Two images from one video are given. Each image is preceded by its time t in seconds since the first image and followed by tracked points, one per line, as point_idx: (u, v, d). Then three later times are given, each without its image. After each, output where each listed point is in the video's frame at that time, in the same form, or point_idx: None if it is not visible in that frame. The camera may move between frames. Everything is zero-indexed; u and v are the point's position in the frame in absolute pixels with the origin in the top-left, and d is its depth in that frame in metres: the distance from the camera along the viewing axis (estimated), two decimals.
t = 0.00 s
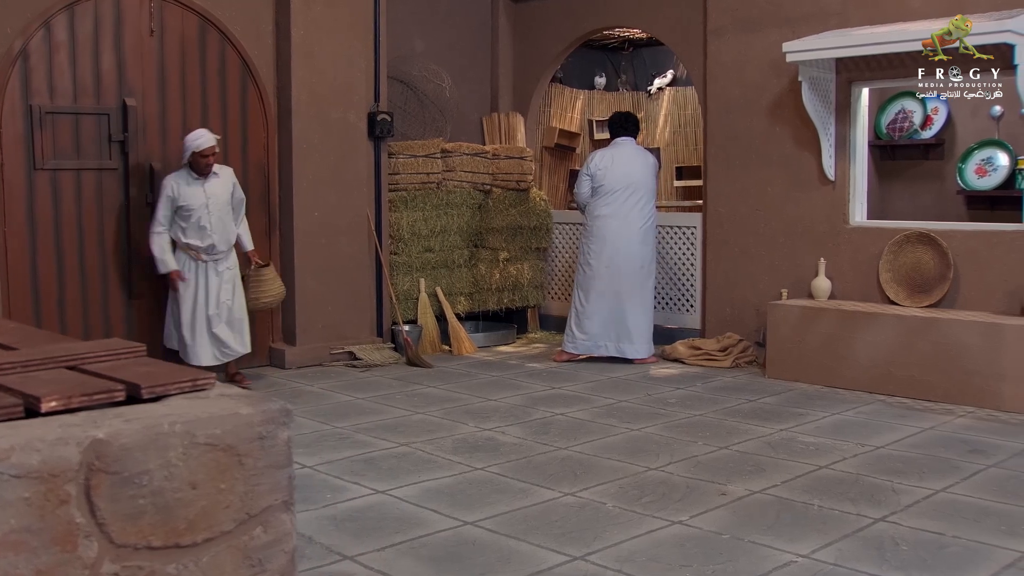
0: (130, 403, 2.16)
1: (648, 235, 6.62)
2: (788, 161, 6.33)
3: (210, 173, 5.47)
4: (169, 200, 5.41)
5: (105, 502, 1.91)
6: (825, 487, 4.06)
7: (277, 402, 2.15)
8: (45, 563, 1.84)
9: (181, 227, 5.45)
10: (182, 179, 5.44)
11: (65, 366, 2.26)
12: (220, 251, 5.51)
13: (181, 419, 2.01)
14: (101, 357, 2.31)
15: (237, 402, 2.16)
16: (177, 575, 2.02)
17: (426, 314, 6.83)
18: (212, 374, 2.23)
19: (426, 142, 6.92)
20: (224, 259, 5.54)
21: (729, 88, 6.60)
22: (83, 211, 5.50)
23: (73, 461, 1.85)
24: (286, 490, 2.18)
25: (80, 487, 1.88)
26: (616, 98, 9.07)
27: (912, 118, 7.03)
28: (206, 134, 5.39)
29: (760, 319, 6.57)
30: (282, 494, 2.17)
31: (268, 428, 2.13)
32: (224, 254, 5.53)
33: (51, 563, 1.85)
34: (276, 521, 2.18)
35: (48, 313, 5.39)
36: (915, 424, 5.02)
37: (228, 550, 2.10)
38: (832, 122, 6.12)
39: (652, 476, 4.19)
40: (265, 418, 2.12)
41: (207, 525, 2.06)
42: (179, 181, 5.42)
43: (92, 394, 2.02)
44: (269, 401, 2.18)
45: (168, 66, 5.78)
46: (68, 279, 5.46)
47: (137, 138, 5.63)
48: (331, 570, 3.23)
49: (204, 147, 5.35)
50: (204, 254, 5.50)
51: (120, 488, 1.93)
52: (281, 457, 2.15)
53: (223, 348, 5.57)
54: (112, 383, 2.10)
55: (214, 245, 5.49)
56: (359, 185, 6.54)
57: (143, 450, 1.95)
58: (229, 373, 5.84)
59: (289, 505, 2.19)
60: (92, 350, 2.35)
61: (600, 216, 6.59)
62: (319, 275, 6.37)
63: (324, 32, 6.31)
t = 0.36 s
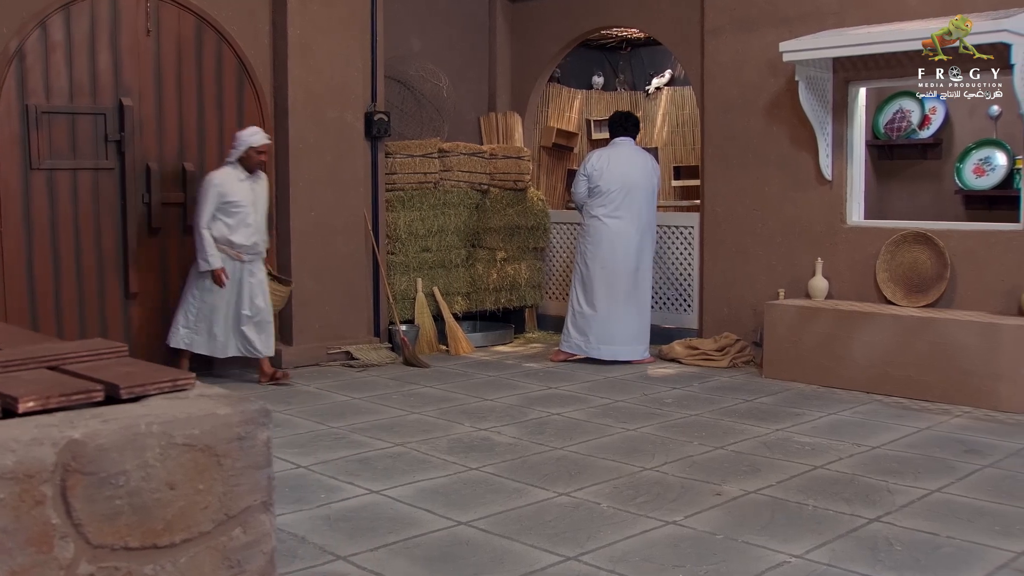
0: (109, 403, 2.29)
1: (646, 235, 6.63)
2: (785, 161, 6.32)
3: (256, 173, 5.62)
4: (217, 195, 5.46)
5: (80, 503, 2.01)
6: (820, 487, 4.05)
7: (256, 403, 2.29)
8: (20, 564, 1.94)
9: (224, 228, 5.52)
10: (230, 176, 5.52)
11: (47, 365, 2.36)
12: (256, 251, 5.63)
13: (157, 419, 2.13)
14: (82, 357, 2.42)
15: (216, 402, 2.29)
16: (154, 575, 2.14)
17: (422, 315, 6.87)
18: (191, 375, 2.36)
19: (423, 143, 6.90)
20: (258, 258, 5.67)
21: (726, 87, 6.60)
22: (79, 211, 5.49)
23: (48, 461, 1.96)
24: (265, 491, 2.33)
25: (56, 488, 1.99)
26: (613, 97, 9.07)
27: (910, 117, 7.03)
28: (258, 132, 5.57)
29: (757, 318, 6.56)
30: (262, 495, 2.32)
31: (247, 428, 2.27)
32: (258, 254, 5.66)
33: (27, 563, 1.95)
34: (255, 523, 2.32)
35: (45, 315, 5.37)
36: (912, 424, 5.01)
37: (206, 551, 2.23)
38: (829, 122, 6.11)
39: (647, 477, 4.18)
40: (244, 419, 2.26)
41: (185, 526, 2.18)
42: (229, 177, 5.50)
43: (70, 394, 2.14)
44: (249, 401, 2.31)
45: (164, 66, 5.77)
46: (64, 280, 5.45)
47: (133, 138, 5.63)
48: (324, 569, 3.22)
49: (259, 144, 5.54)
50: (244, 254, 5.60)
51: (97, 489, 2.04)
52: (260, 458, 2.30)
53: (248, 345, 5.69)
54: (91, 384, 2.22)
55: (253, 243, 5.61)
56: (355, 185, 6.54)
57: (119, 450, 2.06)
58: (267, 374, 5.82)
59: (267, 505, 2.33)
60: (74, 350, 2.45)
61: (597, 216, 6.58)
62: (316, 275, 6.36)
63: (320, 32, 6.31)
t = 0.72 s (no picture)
0: (88, 403, 2.30)
1: (643, 235, 6.61)
2: (782, 161, 6.32)
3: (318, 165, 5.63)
4: (285, 186, 5.43)
5: (57, 503, 2.03)
6: (815, 487, 4.05)
7: (235, 404, 2.31)
8: None
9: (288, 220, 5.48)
10: (296, 168, 5.50)
11: (28, 366, 2.39)
12: (313, 243, 5.61)
13: (135, 420, 2.15)
14: (63, 357, 2.45)
15: (195, 402, 2.31)
16: None
17: (420, 313, 6.84)
18: (172, 375, 2.39)
19: (420, 142, 6.93)
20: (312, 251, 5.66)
21: (723, 87, 6.60)
22: (74, 211, 5.49)
23: (24, 462, 1.97)
24: (244, 491, 2.33)
25: (32, 489, 1.99)
26: (611, 97, 9.08)
27: (907, 117, 7.00)
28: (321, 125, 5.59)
29: (754, 318, 6.55)
30: (241, 495, 2.32)
31: (226, 428, 2.28)
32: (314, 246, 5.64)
33: (3, 564, 1.96)
34: (235, 523, 2.32)
35: (39, 315, 5.37)
36: (908, 424, 5.01)
37: (184, 551, 2.24)
38: (826, 122, 6.10)
39: (642, 477, 4.18)
40: (223, 419, 2.28)
41: (162, 527, 2.19)
42: (296, 169, 5.49)
43: (48, 394, 2.15)
44: (227, 402, 2.33)
45: (160, 66, 5.77)
46: (60, 280, 5.45)
47: (129, 138, 5.63)
48: (316, 569, 3.22)
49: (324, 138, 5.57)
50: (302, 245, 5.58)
51: (73, 490, 2.05)
52: (238, 458, 2.30)
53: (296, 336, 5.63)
54: (70, 384, 2.24)
55: (313, 235, 5.60)
56: (353, 185, 6.53)
57: (96, 451, 2.07)
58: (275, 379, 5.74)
59: (247, 506, 2.34)
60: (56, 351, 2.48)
61: (593, 216, 6.59)
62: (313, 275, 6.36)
63: (317, 31, 6.31)
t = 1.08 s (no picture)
0: (67, 403, 2.30)
1: (640, 235, 6.61)
2: (779, 160, 6.31)
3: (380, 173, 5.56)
4: (354, 203, 5.38)
5: (33, 504, 2.01)
6: (810, 487, 4.04)
7: (214, 403, 2.28)
8: None
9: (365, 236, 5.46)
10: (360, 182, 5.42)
11: (9, 365, 2.41)
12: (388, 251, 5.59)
13: (113, 421, 2.13)
14: (46, 357, 2.46)
15: (174, 402, 2.29)
16: None
17: (416, 314, 6.84)
18: (151, 375, 2.37)
19: (416, 142, 6.91)
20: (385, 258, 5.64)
21: (719, 87, 6.59)
22: (70, 210, 5.48)
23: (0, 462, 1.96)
24: (224, 492, 2.31)
25: (8, 489, 1.98)
26: (609, 97, 9.07)
27: (905, 117, 6.99)
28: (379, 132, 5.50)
29: (751, 318, 6.55)
30: (221, 495, 2.30)
31: (205, 429, 2.26)
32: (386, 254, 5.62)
33: None
34: (215, 524, 2.31)
35: (35, 315, 5.37)
36: (903, 424, 5.00)
37: (162, 552, 2.22)
38: (823, 122, 6.09)
39: (636, 477, 4.17)
40: (201, 419, 2.25)
41: (141, 527, 2.17)
42: (360, 185, 5.41)
43: (26, 395, 2.14)
44: (207, 402, 2.30)
45: (156, 65, 5.77)
46: (55, 279, 5.44)
47: (125, 138, 5.62)
48: (309, 569, 3.22)
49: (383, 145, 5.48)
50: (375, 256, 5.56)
51: (50, 490, 2.03)
52: (218, 458, 2.28)
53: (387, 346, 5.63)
54: (50, 383, 2.23)
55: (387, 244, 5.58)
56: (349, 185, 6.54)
57: (73, 451, 2.06)
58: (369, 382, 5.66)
59: (227, 506, 2.32)
60: (39, 350, 2.49)
61: (588, 217, 6.59)
62: (309, 275, 6.37)
63: (313, 31, 6.30)
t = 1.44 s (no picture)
0: (44, 403, 2.31)
1: (638, 235, 6.60)
2: (775, 160, 6.30)
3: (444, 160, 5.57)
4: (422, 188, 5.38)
5: (7, 505, 2.05)
6: (804, 488, 4.04)
7: (190, 404, 2.32)
8: None
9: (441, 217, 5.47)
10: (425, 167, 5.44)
11: None
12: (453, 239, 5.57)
13: (88, 421, 2.16)
14: (25, 357, 2.47)
15: (150, 403, 2.31)
16: None
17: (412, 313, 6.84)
18: (129, 376, 2.38)
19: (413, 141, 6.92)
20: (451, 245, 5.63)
21: (716, 86, 6.58)
22: (66, 209, 5.48)
23: None
24: (200, 492, 2.35)
25: None
26: (606, 97, 9.03)
27: (902, 116, 7.04)
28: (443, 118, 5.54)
29: (747, 318, 6.54)
30: (196, 496, 2.34)
31: (181, 429, 2.30)
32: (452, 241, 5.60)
33: None
34: (190, 525, 2.34)
35: (30, 315, 5.37)
36: (899, 424, 4.99)
37: (139, 553, 2.25)
38: (819, 121, 6.09)
39: (630, 477, 4.17)
40: (177, 420, 2.29)
41: (116, 528, 2.21)
42: (428, 169, 5.44)
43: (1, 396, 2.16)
44: (184, 402, 2.34)
45: (152, 65, 5.77)
46: (51, 280, 5.44)
47: (120, 138, 5.62)
48: (300, 570, 3.22)
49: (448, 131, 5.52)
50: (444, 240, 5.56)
51: (23, 491, 2.07)
52: (193, 459, 2.32)
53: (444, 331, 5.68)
54: (26, 384, 2.24)
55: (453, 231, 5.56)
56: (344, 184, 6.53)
57: (47, 451, 2.09)
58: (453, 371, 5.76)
59: (203, 507, 2.36)
60: (19, 350, 2.51)
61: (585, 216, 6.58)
62: (305, 275, 6.36)
63: (310, 31, 6.30)
